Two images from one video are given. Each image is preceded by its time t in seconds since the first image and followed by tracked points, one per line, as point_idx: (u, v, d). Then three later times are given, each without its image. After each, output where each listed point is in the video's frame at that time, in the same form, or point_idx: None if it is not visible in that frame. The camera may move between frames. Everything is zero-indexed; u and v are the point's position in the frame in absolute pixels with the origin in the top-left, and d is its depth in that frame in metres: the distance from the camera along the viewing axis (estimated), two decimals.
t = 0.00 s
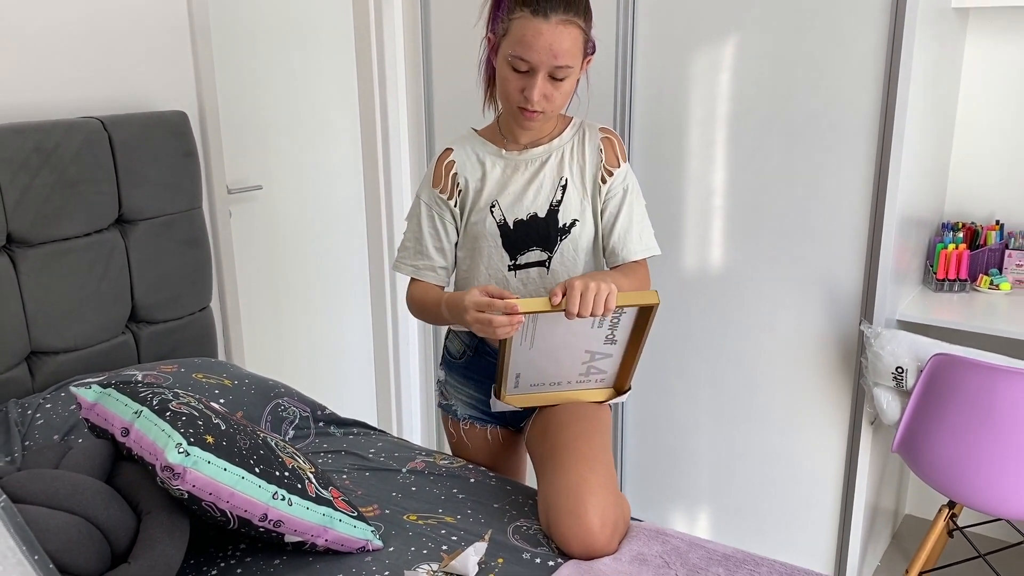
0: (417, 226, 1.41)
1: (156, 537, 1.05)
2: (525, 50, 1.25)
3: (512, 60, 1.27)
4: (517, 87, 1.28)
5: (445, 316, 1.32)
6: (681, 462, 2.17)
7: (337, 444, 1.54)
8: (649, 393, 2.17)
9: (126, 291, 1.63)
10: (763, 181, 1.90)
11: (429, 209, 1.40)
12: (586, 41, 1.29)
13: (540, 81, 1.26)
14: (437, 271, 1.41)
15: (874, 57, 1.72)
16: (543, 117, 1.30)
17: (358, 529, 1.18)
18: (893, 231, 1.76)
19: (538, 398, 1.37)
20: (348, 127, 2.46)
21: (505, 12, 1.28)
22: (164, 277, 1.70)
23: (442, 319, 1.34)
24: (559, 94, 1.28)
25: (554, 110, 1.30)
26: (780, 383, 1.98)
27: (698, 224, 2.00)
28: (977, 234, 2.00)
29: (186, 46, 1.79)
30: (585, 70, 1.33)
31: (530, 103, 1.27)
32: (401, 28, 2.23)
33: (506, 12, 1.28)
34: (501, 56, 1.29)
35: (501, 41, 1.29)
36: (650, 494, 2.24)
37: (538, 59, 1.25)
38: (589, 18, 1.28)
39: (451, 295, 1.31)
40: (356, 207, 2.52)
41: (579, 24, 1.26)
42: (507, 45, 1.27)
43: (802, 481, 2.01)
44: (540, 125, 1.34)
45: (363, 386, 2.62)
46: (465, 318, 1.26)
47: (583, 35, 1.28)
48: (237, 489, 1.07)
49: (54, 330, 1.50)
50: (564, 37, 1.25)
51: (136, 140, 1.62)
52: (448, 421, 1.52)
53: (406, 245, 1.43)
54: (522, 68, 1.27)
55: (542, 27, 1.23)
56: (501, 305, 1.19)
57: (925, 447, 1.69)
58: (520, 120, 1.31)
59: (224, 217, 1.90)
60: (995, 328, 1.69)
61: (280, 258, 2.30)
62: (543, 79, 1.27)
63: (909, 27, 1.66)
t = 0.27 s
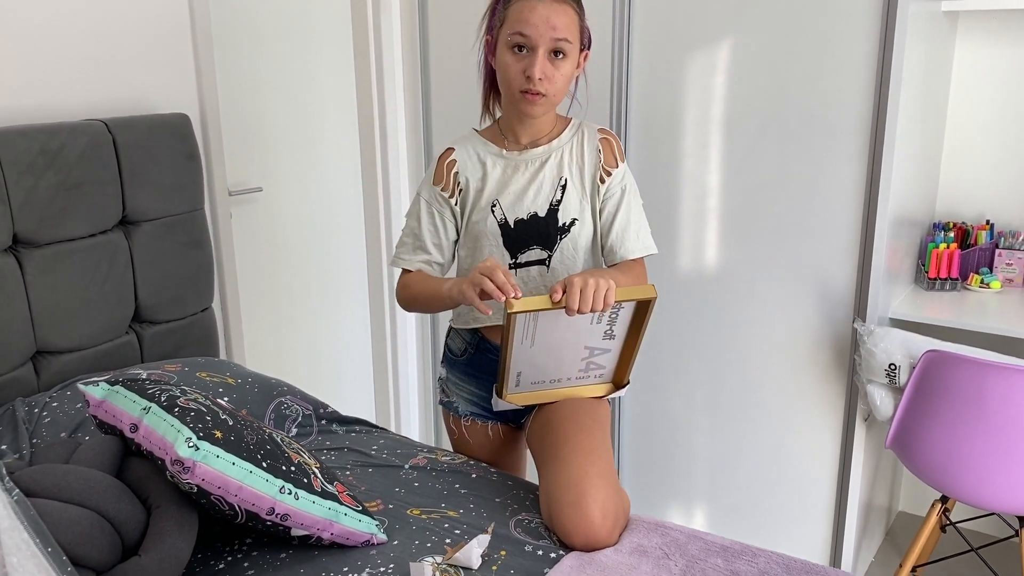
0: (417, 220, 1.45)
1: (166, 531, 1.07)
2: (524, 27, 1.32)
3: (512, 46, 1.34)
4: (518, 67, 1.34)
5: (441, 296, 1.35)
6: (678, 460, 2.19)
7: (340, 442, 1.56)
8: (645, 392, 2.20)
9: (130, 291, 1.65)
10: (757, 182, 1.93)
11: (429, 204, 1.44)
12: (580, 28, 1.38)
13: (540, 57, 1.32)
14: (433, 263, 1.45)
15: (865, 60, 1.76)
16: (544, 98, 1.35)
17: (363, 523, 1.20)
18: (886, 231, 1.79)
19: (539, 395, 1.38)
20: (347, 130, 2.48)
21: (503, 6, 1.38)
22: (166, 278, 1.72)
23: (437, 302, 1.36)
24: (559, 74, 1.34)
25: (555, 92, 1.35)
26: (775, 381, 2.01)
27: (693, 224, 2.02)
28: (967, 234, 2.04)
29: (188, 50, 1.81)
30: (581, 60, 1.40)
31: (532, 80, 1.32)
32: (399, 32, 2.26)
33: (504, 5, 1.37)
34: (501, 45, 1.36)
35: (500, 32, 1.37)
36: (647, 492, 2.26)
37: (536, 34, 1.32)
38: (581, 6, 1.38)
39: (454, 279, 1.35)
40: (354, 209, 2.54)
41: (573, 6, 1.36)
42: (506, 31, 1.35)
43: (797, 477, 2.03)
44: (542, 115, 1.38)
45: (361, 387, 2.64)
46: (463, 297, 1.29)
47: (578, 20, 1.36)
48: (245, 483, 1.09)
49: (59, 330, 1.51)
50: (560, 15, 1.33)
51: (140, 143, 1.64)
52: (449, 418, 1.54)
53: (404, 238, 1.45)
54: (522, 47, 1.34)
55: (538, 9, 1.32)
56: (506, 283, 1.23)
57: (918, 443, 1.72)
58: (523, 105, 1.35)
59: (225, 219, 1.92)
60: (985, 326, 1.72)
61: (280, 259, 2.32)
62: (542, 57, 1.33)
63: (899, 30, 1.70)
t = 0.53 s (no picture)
0: (414, 213, 1.47)
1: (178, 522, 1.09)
2: (522, 22, 1.35)
3: (510, 43, 1.38)
4: (516, 62, 1.36)
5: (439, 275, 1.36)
6: (675, 457, 2.22)
7: (344, 437, 1.58)
8: (643, 389, 2.22)
9: (135, 291, 1.67)
10: (753, 182, 1.96)
11: (426, 196, 1.46)
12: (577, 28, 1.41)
13: (537, 52, 1.35)
14: (424, 253, 1.47)
15: (859, 62, 1.79)
16: (541, 93, 1.37)
17: (370, 515, 1.22)
18: (879, 229, 1.82)
19: (541, 390, 1.41)
20: (347, 132, 2.51)
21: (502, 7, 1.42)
22: (171, 278, 1.74)
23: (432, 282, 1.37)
24: (555, 69, 1.37)
25: (551, 88, 1.38)
26: (772, 378, 2.04)
27: (690, 224, 2.05)
28: (959, 233, 2.07)
29: (192, 53, 1.84)
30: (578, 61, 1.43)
31: (528, 74, 1.35)
32: (399, 35, 2.28)
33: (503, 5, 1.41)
34: (499, 42, 1.39)
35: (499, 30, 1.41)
36: (645, 489, 2.28)
37: (533, 30, 1.35)
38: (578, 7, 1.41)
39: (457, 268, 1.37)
40: (354, 210, 2.57)
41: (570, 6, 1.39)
42: (505, 28, 1.38)
43: (793, 473, 2.06)
44: (539, 111, 1.40)
45: (362, 387, 2.66)
46: (462, 277, 1.31)
47: (576, 20, 1.39)
48: (255, 475, 1.12)
49: (66, 328, 1.53)
50: (557, 12, 1.36)
51: (145, 144, 1.66)
52: (452, 414, 1.56)
53: (400, 227, 1.47)
54: (520, 43, 1.37)
55: (536, 6, 1.35)
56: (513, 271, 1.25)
57: (912, 437, 1.75)
58: (520, 100, 1.38)
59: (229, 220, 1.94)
60: (977, 322, 1.75)
61: (281, 260, 2.34)
62: (539, 53, 1.36)
63: (892, 33, 1.73)
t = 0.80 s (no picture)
0: (411, 211, 1.48)
1: (187, 518, 1.10)
2: (521, 25, 1.38)
3: (509, 45, 1.40)
4: (514, 64, 1.39)
5: (436, 276, 1.38)
6: (673, 456, 2.24)
7: (347, 437, 1.60)
8: (641, 390, 2.24)
9: (139, 293, 1.68)
10: (749, 183, 1.98)
11: (423, 195, 1.48)
12: (577, 32, 1.43)
13: (535, 54, 1.37)
14: (418, 251, 1.48)
15: (853, 65, 1.82)
16: (538, 95, 1.39)
17: (375, 512, 1.24)
18: (873, 230, 1.85)
19: (539, 389, 1.43)
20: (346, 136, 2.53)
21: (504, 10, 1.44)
22: (174, 279, 1.75)
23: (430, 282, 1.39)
24: (552, 72, 1.39)
25: (548, 90, 1.40)
26: (768, 377, 2.06)
27: (687, 225, 2.08)
28: (952, 233, 2.10)
29: (195, 57, 1.86)
30: (576, 64, 1.45)
31: (526, 76, 1.37)
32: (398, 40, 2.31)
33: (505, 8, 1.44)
34: (499, 44, 1.42)
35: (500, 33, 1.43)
36: (644, 488, 2.30)
37: (532, 32, 1.37)
38: (579, 13, 1.43)
39: (455, 272, 1.39)
40: (354, 213, 2.59)
41: (570, 11, 1.41)
42: (505, 31, 1.41)
43: (790, 471, 2.08)
44: (536, 113, 1.42)
45: (361, 388, 2.68)
46: (460, 280, 1.32)
47: (574, 25, 1.41)
48: (263, 471, 1.14)
49: (72, 330, 1.55)
50: (556, 16, 1.38)
51: (149, 147, 1.68)
52: (453, 413, 1.58)
53: (397, 225, 1.49)
54: (519, 45, 1.39)
55: (536, 10, 1.38)
56: (513, 274, 1.28)
57: (907, 434, 1.77)
58: (517, 101, 1.40)
59: (230, 222, 1.96)
60: (969, 320, 1.78)
61: (281, 263, 2.36)
62: (537, 55, 1.38)
63: (885, 36, 1.76)
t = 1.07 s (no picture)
0: (408, 213, 1.49)
1: (190, 520, 1.11)
2: (519, 29, 1.39)
3: (507, 49, 1.41)
4: (510, 67, 1.39)
5: (433, 284, 1.37)
6: (672, 459, 2.24)
7: (348, 440, 1.60)
8: (640, 392, 2.25)
9: (140, 297, 1.68)
10: (747, 186, 1.99)
11: (420, 197, 1.49)
12: (574, 38, 1.44)
13: (532, 59, 1.38)
14: (414, 253, 1.49)
15: (850, 68, 1.83)
16: (534, 99, 1.40)
17: (377, 514, 1.24)
18: (871, 232, 1.86)
19: (539, 392, 1.43)
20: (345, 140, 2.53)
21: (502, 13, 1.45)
22: (175, 283, 1.76)
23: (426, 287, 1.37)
24: (549, 76, 1.39)
25: (544, 95, 1.40)
26: (767, 379, 2.07)
27: (685, 228, 2.09)
28: (949, 236, 2.11)
29: (195, 62, 1.86)
30: (573, 69, 1.46)
31: (522, 80, 1.38)
32: (397, 45, 2.31)
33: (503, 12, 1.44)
34: (496, 48, 1.42)
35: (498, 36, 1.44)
36: (643, 491, 2.31)
37: (529, 37, 1.38)
38: (577, 18, 1.44)
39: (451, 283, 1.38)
40: (352, 217, 2.59)
41: (568, 17, 1.42)
42: (502, 35, 1.42)
43: (789, 473, 2.09)
44: (532, 116, 1.42)
45: (360, 391, 2.68)
46: (460, 289, 1.32)
47: (572, 31, 1.42)
48: (266, 474, 1.14)
49: (74, 334, 1.55)
50: (554, 21, 1.39)
51: (149, 152, 1.68)
52: (453, 416, 1.59)
53: (394, 226, 1.49)
54: (516, 49, 1.40)
55: (534, 14, 1.39)
56: (514, 281, 1.28)
57: (906, 435, 1.78)
58: (513, 104, 1.41)
59: (230, 226, 1.96)
60: (966, 322, 1.79)
61: (280, 267, 2.36)
62: (534, 60, 1.39)
63: (881, 39, 1.77)
